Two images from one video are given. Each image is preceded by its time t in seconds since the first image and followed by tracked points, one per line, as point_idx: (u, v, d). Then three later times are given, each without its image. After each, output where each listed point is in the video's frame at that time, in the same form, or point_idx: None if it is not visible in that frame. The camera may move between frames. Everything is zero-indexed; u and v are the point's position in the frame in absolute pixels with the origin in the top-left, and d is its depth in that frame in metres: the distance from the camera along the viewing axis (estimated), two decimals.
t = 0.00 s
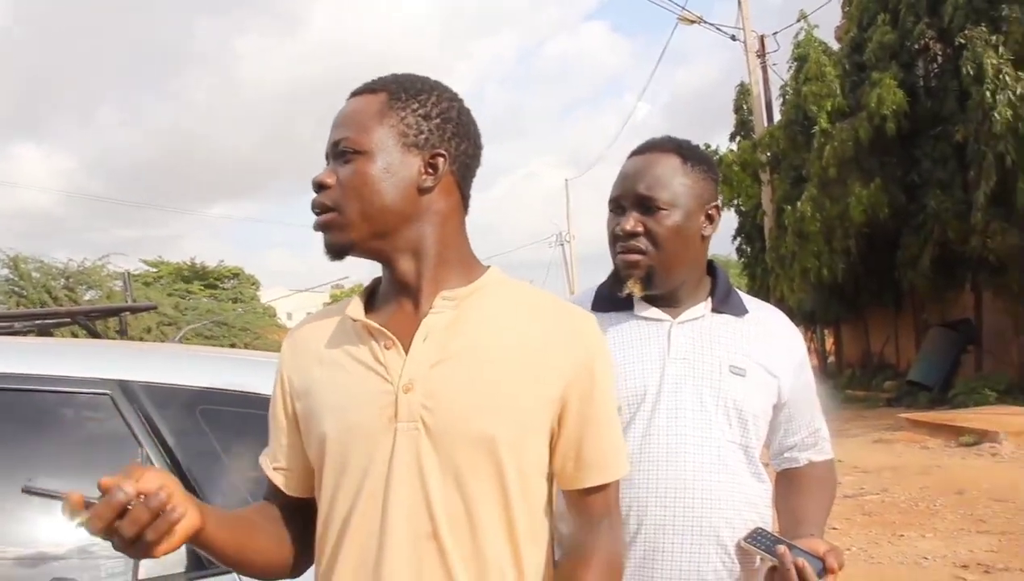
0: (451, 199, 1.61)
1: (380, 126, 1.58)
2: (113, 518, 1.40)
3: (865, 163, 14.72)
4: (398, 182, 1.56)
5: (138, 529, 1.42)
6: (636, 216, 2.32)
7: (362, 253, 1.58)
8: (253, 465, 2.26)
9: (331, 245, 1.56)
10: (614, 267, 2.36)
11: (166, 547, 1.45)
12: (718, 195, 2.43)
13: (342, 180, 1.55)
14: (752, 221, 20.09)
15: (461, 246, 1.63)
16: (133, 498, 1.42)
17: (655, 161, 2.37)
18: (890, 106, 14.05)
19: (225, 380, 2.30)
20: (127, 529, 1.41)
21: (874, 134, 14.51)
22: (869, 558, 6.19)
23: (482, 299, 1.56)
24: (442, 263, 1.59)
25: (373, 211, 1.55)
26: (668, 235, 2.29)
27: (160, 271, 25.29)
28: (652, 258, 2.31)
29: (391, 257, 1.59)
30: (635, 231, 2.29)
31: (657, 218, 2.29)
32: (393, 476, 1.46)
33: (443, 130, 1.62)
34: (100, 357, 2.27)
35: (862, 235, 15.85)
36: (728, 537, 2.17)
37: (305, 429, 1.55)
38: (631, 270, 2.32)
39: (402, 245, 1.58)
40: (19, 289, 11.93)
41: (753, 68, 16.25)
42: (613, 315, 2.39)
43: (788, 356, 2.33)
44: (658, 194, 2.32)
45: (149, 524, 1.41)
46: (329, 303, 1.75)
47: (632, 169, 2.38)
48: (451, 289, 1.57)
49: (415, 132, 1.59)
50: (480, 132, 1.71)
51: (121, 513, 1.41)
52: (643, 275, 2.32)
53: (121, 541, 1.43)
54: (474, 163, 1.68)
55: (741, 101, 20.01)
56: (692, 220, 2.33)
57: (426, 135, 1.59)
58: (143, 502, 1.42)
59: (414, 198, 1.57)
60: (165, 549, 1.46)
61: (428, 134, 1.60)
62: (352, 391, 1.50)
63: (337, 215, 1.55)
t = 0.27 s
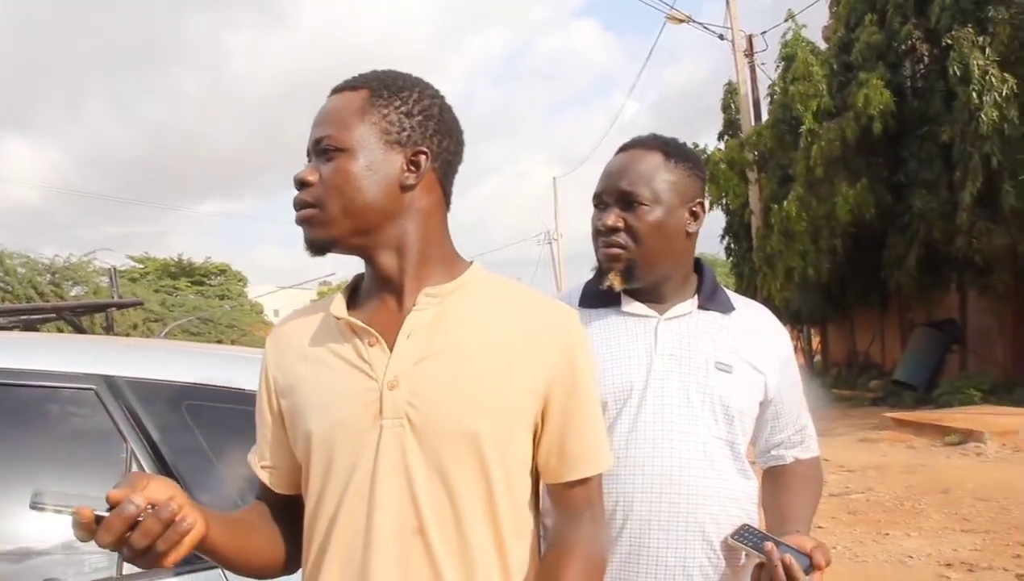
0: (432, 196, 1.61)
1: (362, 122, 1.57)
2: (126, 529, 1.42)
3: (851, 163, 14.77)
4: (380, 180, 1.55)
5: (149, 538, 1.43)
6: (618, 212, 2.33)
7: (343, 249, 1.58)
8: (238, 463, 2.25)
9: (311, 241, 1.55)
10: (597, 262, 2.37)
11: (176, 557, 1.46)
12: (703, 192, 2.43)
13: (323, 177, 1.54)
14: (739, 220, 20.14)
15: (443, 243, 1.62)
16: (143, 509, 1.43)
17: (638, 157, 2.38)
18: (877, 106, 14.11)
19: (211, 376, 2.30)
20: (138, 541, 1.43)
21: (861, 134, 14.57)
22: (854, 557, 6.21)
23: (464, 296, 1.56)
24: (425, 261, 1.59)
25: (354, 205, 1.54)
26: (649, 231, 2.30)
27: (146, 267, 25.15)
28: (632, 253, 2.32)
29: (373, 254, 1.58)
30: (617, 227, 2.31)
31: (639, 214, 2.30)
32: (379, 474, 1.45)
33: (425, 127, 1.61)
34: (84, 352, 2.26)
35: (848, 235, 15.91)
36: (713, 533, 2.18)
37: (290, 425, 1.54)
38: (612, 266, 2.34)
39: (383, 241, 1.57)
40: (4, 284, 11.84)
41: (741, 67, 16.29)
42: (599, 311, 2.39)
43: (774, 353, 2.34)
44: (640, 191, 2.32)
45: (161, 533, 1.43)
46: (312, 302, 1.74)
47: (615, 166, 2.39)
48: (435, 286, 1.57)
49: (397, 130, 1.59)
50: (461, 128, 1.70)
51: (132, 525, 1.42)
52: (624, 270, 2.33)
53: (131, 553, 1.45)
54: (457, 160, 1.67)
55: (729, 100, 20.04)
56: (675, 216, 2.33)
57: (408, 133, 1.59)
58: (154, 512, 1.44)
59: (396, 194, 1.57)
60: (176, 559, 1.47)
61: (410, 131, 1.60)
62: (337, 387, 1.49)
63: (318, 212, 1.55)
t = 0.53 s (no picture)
0: (418, 188, 1.61)
1: (347, 115, 1.56)
2: (122, 522, 1.42)
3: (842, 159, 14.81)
4: (366, 172, 1.55)
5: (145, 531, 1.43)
6: (605, 204, 2.33)
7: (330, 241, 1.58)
8: (225, 455, 2.24)
9: (298, 234, 1.54)
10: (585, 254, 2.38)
11: (170, 550, 1.46)
12: (693, 185, 2.43)
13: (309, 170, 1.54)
14: (729, 215, 20.18)
15: (429, 234, 1.63)
16: (138, 502, 1.43)
17: (626, 150, 2.38)
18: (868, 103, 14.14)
19: (199, 367, 2.29)
20: (133, 534, 1.42)
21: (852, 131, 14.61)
22: (841, 551, 6.24)
23: (450, 288, 1.56)
24: (410, 253, 1.59)
25: (338, 197, 1.54)
26: (636, 223, 2.30)
27: (136, 260, 25.10)
28: (618, 245, 2.33)
29: (358, 245, 1.58)
30: (604, 218, 2.31)
31: (625, 206, 2.31)
32: (366, 466, 1.45)
33: (411, 119, 1.61)
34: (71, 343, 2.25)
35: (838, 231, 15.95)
36: (701, 525, 2.19)
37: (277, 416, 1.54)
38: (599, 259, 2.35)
39: (369, 233, 1.57)
40: None
41: (732, 63, 16.31)
42: (588, 304, 2.40)
43: (763, 347, 2.34)
44: (627, 183, 2.33)
45: (157, 527, 1.43)
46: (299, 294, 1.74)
47: (604, 159, 2.39)
48: (421, 278, 1.57)
49: (383, 121, 1.58)
50: (447, 120, 1.70)
51: (128, 518, 1.42)
52: (610, 263, 2.34)
53: (125, 546, 1.44)
54: (442, 152, 1.67)
55: (721, 96, 20.06)
56: (662, 209, 2.32)
57: (394, 124, 1.59)
58: (149, 504, 1.44)
59: (382, 187, 1.57)
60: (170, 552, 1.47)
61: (396, 123, 1.59)
62: (325, 379, 1.49)
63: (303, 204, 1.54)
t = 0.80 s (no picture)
0: (408, 188, 1.61)
1: (336, 113, 1.56)
2: (109, 528, 1.41)
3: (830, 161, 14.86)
4: (356, 171, 1.54)
5: (130, 540, 1.42)
6: (593, 204, 2.34)
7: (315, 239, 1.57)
8: (213, 456, 2.24)
9: (288, 233, 1.53)
10: (573, 253, 2.39)
11: (158, 553, 1.45)
12: (682, 187, 2.43)
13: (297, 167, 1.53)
14: (717, 217, 20.23)
15: (417, 234, 1.62)
16: (126, 508, 1.42)
17: (616, 151, 2.39)
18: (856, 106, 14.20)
19: (185, 366, 2.29)
20: (121, 540, 1.41)
21: (839, 133, 14.67)
22: (827, 552, 6.27)
23: (436, 288, 1.56)
24: (398, 254, 1.59)
25: (325, 195, 1.53)
26: (624, 222, 2.31)
27: (123, 258, 24.99)
28: (606, 245, 2.33)
29: (347, 243, 1.58)
30: (591, 218, 2.33)
31: (613, 205, 2.31)
32: (354, 467, 1.44)
33: (401, 119, 1.61)
34: (53, 341, 2.23)
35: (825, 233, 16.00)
36: (687, 525, 2.19)
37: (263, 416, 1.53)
38: (587, 259, 2.35)
39: (358, 232, 1.57)
40: None
41: (721, 64, 16.35)
42: (578, 302, 2.40)
43: (752, 347, 2.35)
44: (617, 183, 2.33)
45: (143, 533, 1.42)
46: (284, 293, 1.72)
47: (594, 160, 2.39)
48: (407, 277, 1.56)
49: (374, 121, 1.58)
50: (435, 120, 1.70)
51: (114, 525, 1.41)
52: (598, 262, 2.34)
53: (113, 552, 1.43)
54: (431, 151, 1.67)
55: (710, 97, 20.10)
56: (651, 209, 2.33)
57: (385, 124, 1.58)
58: (136, 511, 1.43)
59: (372, 185, 1.56)
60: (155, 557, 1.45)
61: (387, 122, 1.59)
62: (310, 379, 1.49)
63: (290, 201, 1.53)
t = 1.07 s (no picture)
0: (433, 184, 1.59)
1: (396, 101, 1.48)
2: None
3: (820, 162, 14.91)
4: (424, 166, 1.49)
5: None
6: (597, 205, 2.34)
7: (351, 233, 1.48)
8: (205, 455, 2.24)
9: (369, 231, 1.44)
10: (574, 257, 2.38)
11: None
12: (678, 189, 2.45)
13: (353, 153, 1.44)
14: (707, 218, 20.29)
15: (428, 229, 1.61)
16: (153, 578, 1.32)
17: (618, 153, 2.39)
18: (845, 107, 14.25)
19: (177, 365, 2.28)
20: None
21: (829, 134, 14.72)
22: (818, 552, 6.29)
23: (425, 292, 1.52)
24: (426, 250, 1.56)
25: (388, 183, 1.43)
26: (628, 224, 2.31)
27: (113, 258, 24.92)
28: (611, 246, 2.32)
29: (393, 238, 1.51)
30: (596, 218, 2.32)
31: (618, 207, 2.31)
32: (359, 470, 1.40)
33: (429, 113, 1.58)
34: (45, 342, 2.22)
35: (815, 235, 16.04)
36: (682, 526, 2.19)
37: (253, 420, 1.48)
38: (594, 263, 2.34)
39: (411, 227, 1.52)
40: None
41: (712, 66, 16.39)
42: (572, 307, 2.41)
43: (744, 349, 2.34)
44: (621, 186, 2.33)
45: None
46: (270, 294, 1.69)
47: (597, 162, 2.39)
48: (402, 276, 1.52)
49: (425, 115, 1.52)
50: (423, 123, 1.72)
51: None
52: (602, 266, 2.33)
53: None
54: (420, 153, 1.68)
55: (700, 98, 20.15)
56: (652, 211, 2.34)
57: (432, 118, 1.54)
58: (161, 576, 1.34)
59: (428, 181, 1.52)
60: None
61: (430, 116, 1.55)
62: (303, 380, 1.44)
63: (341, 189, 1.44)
